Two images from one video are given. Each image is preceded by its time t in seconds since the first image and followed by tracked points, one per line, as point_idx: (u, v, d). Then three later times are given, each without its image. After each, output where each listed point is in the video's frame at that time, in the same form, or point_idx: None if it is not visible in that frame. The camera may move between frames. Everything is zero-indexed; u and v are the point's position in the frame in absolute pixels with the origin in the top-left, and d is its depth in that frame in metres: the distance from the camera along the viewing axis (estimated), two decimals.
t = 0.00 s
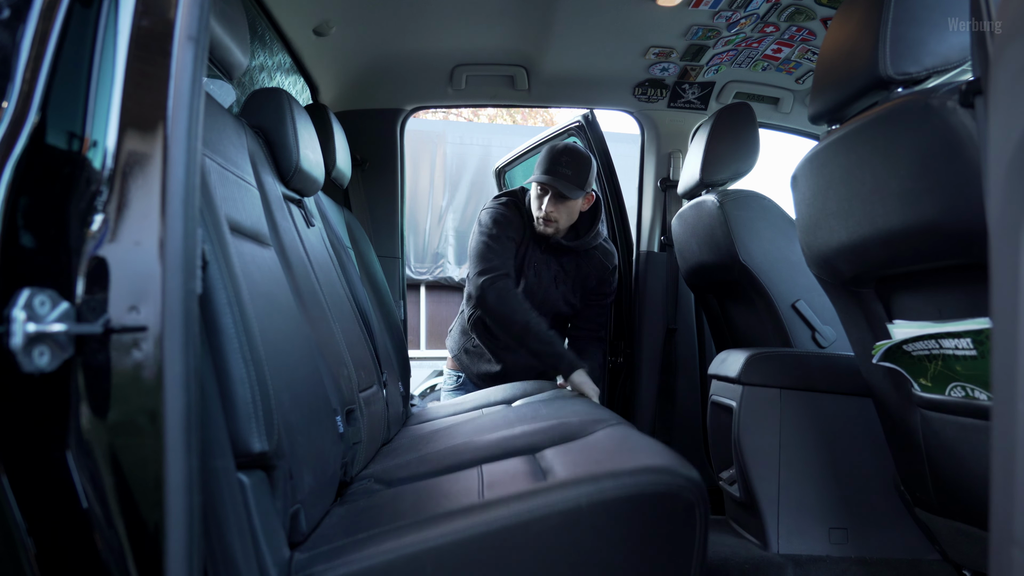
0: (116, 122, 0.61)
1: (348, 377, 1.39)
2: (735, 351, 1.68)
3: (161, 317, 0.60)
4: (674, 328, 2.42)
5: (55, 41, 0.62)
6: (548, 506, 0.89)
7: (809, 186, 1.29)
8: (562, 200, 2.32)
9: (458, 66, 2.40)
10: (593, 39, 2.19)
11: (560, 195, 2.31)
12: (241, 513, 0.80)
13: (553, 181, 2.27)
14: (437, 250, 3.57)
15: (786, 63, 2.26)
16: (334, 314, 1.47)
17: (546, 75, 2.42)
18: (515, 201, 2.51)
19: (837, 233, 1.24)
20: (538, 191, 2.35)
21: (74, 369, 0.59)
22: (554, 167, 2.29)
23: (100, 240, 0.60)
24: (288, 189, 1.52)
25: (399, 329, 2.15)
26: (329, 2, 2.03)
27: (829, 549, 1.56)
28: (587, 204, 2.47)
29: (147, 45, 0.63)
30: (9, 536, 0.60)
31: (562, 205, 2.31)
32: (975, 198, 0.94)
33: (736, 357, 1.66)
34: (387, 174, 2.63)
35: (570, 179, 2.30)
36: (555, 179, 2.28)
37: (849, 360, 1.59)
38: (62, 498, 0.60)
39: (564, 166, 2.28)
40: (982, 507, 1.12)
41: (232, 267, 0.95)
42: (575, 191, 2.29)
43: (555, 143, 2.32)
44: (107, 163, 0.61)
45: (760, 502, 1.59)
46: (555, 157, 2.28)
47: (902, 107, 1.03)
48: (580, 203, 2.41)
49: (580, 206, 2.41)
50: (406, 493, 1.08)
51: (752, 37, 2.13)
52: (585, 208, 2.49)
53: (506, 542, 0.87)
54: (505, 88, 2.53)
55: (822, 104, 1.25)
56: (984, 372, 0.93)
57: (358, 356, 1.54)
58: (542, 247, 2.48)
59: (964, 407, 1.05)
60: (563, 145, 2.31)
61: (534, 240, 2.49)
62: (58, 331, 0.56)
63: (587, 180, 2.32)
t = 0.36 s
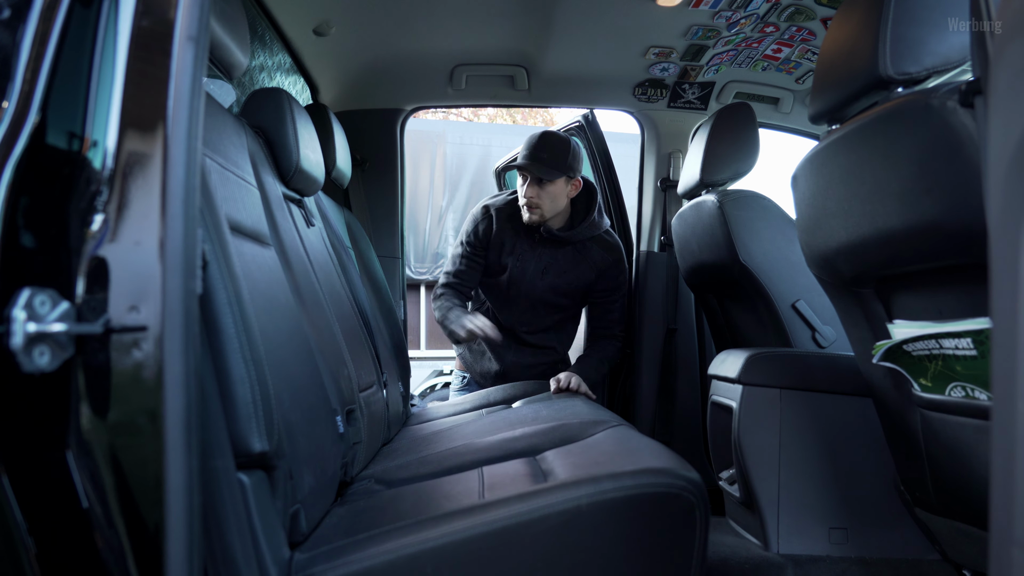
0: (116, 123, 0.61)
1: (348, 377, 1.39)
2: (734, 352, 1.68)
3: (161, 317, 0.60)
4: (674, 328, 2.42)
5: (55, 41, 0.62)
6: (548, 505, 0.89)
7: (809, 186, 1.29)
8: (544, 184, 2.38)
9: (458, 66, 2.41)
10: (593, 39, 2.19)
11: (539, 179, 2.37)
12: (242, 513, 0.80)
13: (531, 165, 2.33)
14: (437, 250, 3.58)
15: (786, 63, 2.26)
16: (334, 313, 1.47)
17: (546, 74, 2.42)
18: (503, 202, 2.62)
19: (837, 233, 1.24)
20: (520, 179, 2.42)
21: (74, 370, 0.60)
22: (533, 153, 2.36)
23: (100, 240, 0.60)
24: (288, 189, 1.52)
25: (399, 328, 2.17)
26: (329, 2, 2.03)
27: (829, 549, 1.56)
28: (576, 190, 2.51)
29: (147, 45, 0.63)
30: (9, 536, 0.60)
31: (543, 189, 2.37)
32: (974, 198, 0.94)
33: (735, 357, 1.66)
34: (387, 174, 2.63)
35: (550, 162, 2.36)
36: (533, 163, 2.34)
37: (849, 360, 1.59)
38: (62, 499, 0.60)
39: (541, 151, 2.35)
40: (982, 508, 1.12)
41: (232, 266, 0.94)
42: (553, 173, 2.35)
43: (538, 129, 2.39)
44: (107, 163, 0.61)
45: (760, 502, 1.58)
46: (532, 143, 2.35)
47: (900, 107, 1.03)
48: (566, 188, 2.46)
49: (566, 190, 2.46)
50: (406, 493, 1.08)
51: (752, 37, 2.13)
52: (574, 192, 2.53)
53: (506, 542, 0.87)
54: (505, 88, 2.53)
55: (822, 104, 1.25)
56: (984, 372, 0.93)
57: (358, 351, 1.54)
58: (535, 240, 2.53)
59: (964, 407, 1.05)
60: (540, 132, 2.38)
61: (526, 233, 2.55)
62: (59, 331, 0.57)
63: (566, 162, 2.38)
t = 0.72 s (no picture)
0: (116, 122, 0.61)
1: (348, 376, 1.39)
2: (735, 351, 1.68)
3: (161, 317, 0.59)
4: (674, 328, 2.43)
5: (55, 41, 0.62)
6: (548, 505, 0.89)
7: (809, 186, 1.29)
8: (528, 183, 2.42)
9: (458, 66, 2.40)
10: (593, 38, 2.19)
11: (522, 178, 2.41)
12: (243, 511, 0.80)
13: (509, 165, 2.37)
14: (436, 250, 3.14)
15: (786, 62, 2.26)
16: (334, 312, 1.48)
17: (546, 74, 2.42)
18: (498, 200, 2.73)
19: (837, 233, 1.24)
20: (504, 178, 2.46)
21: (74, 370, 0.59)
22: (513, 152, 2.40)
23: (100, 240, 0.60)
24: (288, 189, 1.52)
25: (398, 328, 2.17)
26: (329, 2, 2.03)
27: (829, 548, 1.57)
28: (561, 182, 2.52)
29: (147, 44, 0.63)
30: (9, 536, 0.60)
31: (528, 188, 2.41)
32: (975, 198, 0.94)
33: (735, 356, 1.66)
34: (387, 174, 2.63)
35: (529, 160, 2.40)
36: (514, 162, 2.37)
37: (849, 360, 1.59)
38: (63, 498, 0.60)
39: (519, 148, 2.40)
40: (982, 507, 1.12)
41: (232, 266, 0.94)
42: (534, 171, 2.38)
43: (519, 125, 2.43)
44: (107, 163, 0.61)
45: (760, 502, 1.59)
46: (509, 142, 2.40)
47: (901, 107, 1.03)
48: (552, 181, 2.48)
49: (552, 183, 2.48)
50: (406, 492, 1.08)
51: (752, 37, 2.13)
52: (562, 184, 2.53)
53: (507, 542, 0.87)
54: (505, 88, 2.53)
55: (822, 104, 1.25)
56: (983, 371, 0.93)
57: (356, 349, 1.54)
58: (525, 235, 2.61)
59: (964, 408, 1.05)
60: (519, 129, 2.43)
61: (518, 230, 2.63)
62: (58, 331, 0.57)
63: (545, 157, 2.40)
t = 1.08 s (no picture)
0: (116, 122, 0.61)
1: (348, 376, 1.39)
2: (734, 351, 1.68)
3: (161, 317, 0.59)
4: (674, 329, 2.43)
5: (55, 41, 0.62)
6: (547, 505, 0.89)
7: (809, 186, 1.29)
8: (493, 176, 2.33)
9: (458, 66, 2.40)
10: (593, 39, 2.19)
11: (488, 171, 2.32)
12: (243, 512, 0.80)
13: (472, 158, 2.28)
14: (437, 250, 3.02)
15: (786, 63, 2.26)
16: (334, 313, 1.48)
17: (546, 74, 2.42)
18: (470, 205, 2.66)
19: (837, 232, 1.24)
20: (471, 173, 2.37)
21: (75, 370, 0.59)
22: (477, 147, 2.31)
23: (100, 240, 0.60)
24: (288, 189, 1.52)
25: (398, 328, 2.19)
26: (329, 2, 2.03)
27: (829, 549, 1.57)
28: (528, 173, 2.40)
29: (147, 45, 0.63)
30: (8, 536, 0.60)
31: (493, 180, 2.32)
32: (975, 198, 0.94)
33: (735, 356, 1.66)
34: (387, 174, 2.63)
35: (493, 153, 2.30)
36: (477, 157, 2.28)
37: (849, 360, 1.59)
38: (62, 498, 0.60)
39: (482, 142, 2.30)
40: (982, 508, 1.12)
41: (232, 265, 0.94)
42: (498, 163, 2.28)
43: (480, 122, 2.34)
44: (107, 163, 0.61)
45: (760, 502, 1.58)
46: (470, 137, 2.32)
47: (901, 107, 1.03)
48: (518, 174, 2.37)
49: (519, 176, 2.38)
50: (406, 493, 1.08)
51: (752, 37, 2.13)
52: (529, 177, 2.42)
53: (507, 542, 0.87)
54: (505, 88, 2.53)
55: (822, 104, 1.25)
56: (983, 371, 0.93)
57: (355, 349, 1.54)
58: (493, 233, 2.52)
59: (964, 408, 1.05)
60: (481, 123, 2.34)
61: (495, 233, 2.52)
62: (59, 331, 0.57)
63: (510, 148, 2.29)
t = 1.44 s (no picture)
0: (116, 122, 0.61)
1: (348, 377, 1.39)
2: (735, 351, 1.68)
3: (161, 317, 0.60)
4: (674, 329, 2.43)
5: (55, 41, 0.62)
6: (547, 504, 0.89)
7: (809, 185, 1.29)
8: (498, 170, 2.31)
9: (458, 66, 2.40)
10: (594, 39, 2.19)
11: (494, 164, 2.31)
12: (244, 512, 0.81)
13: (481, 148, 2.29)
14: (437, 250, 3.02)
15: (786, 62, 2.26)
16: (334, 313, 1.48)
17: (546, 74, 2.42)
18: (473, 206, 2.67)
19: (837, 232, 1.24)
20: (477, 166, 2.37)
21: (75, 370, 0.59)
22: (488, 139, 2.31)
23: (100, 240, 0.60)
24: (288, 189, 1.52)
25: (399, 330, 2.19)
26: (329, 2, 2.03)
27: (829, 549, 1.57)
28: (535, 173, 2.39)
29: (147, 45, 0.63)
30: (9, 536, 0.60)
31: (498, 173, 2.30)
32: (975, 198, 0.94)
33: (735, 356, 1.66)
34: (387, 174, 2.63)
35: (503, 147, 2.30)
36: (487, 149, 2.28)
37: (849, 360, 1.59)
38: (63, 498, 0.60)
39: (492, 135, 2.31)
40: (983, 508, 1.12)
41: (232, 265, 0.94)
42: (506, 156, 2.28)
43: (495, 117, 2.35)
44: (107, 163, 0.61)
45: (760, 502, 1.58)
46: (481, 130, 2.33)
47: (901, 107, 1.03)
48: (524, 173, 2.36)
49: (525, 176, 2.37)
50: (406, 492, 1.08)
51: (752, 37, 2.12)
52: (534, 178, 2.40)
53: (508, 541, 0.87)
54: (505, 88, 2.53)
55: (822, 104, 1.25)
56: (983, 372, 0.93)
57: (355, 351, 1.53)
58: (494, 235, 2.48)
59: (964, 408, 1.05)
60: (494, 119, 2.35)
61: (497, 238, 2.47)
62: (59, 331, 0.57)
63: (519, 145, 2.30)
